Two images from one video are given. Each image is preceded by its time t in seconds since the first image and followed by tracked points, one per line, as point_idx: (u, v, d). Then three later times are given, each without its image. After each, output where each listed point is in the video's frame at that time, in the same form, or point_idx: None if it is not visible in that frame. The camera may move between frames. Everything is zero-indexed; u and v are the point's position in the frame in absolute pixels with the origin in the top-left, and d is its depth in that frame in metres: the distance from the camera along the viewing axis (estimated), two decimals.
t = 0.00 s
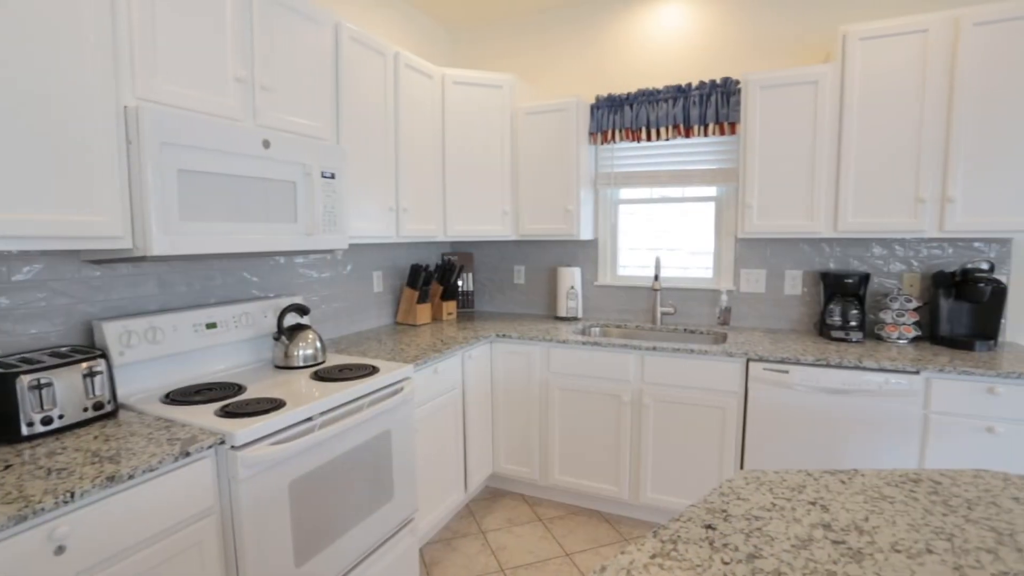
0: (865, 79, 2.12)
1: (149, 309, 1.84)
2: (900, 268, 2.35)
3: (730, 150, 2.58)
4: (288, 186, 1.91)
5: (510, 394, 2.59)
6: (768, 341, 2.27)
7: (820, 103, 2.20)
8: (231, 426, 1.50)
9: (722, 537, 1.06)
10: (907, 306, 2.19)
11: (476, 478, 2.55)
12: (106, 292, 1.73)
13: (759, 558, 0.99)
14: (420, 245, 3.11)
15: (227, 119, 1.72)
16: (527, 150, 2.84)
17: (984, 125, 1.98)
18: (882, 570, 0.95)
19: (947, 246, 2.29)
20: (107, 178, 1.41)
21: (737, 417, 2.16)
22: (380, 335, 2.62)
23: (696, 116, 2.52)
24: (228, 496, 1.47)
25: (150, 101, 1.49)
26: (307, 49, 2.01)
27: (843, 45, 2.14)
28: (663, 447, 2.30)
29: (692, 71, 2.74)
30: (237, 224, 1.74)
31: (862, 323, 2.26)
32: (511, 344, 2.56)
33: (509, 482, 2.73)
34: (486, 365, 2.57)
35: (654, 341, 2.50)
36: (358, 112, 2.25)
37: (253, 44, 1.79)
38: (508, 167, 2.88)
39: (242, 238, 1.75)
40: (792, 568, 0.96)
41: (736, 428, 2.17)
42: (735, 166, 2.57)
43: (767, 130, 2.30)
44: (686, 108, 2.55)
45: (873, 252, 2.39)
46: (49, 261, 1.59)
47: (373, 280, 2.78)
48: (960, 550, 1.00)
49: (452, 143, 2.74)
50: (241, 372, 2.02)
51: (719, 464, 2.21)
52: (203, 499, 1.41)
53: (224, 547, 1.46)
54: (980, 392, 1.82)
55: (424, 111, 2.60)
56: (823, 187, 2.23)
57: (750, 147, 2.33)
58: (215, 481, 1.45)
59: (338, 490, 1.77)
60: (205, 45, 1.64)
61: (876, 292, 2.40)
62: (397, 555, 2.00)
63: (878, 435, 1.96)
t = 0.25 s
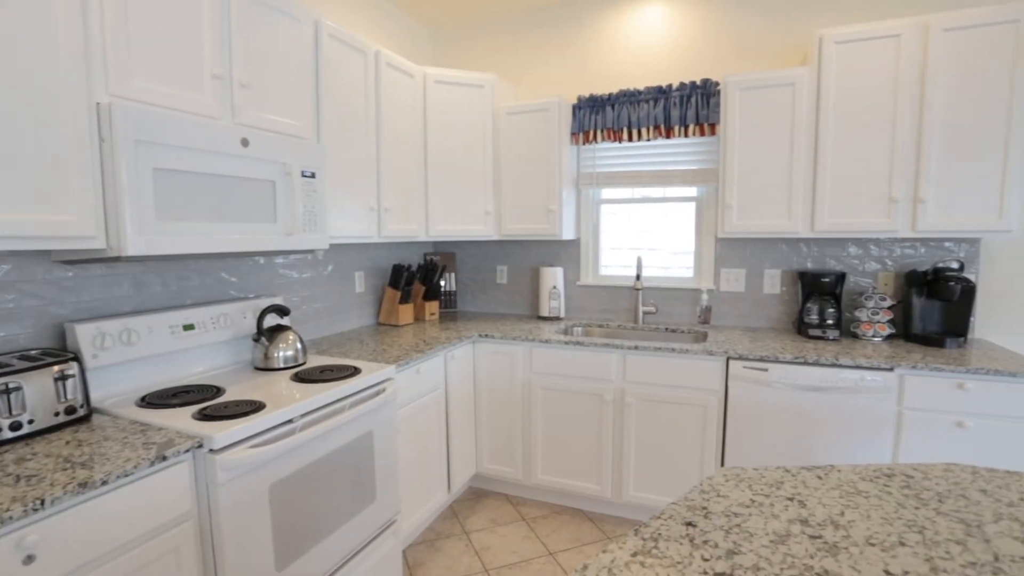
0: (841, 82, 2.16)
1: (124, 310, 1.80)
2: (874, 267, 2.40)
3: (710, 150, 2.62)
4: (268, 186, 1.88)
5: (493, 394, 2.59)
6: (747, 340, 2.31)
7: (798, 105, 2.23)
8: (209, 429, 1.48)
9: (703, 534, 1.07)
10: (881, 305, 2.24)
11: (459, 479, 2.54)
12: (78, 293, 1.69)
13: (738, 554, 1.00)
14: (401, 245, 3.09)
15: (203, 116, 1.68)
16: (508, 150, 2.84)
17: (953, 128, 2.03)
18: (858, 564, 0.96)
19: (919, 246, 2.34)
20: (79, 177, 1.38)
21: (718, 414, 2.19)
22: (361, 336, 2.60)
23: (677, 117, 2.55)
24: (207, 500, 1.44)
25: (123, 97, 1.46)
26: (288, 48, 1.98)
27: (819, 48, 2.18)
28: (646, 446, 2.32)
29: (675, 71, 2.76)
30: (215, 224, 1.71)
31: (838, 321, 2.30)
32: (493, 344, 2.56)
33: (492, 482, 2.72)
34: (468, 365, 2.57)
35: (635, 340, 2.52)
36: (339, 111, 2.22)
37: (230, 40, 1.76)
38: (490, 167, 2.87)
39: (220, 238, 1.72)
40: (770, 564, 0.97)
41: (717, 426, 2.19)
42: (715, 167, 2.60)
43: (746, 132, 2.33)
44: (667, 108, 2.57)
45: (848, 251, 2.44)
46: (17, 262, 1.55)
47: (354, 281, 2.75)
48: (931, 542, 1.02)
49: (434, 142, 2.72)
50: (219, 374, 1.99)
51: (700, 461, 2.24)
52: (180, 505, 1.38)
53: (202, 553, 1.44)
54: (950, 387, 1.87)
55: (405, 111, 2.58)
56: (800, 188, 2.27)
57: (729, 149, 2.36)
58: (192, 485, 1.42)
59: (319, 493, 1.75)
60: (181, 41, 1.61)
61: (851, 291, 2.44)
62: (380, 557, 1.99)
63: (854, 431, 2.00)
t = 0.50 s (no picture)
0: (818, 84, 2.19)
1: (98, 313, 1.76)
2: (851, 266, 2.45)
3: (691, 150, 2.64)
4: (247, 185, 1.85)
5: (477, 394, 2.59)
6: (727, 339, 2.33)
7: (776, 107, 2.26)
8: (186, 433, 1.45)
9: (683, 531, 1.08)
10: (857, 304, 2.28)
11: (442, 479, 2.53)
12: (50, 295, 1.64)
13: (717, 550, 1.01)
14: (383, 245, 3.07)
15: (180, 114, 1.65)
16: (491, 150, 2.84)
17: (925, 131, 2.08)
18: (834, 557, 0.98)
19: (893, 246, 2.40)
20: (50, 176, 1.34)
21: (699, 412, 2.21)
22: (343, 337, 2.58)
23: (658, 118, 2.57)
24: (185, 506, 1.41)
25: (96, 94, 1.43)
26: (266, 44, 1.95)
27: (798, 50, 2.21)
28: (628, 444, 2.34)
29: (656, 72, 2.78)
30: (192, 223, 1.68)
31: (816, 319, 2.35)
32: (477, 344, 2.56)
33: (476, 483, 2.72)
34: (452, 365, 2.56)
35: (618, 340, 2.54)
36: (319, 109, 2.20)
37: (207, 36, 1.72)
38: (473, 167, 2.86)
39: (197, 238, 1.69)
40: (749, 559, 0.98)
41: (698, 423, 2.22)
42: (696, 167, 2.63)
43: (726, 133, 2.36)
44: (648, 109, 2.59)
45: (825, 251, 2.48)
46: None
47: (336, 281, 2.73)
48: (904, 535, 1.05)
49: (416, 141, 2.71)
50: (198, 376, 1.95)
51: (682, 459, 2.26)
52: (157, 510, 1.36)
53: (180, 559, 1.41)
54: (923, 383, 1.92)
55: (387, 110, 2.57)
56: (779, 188, 2.30)
57: (710, 150, 2.39)
58: (170, 490, 1.39)
59: (300, 496, 1.72)
60: (156, 37, 1.58)
61: (828, 290, 2.49)
62: (363, 560, 1.97)
63: (831, 427, 2.04)
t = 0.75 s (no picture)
0: (797, 87, 2.23)
1: (71, 314, 1.72)
2: (828, 266, 2.50)
3: (672, 150, 2.66)
4: (226, 184, 1.82)
5: (460, 394, 2.58)
6: (709, 337, 2.36)
7: (756, 109, 2.30)
8: (163, 436, 1.42)
9: (664, 528, 1.09)
10: (835, 302, 2.32)
11: (426, 480, 2.52)
12: (20, 296, 1.60)
13: (698, 547, 1.02)
14: (365, 245, 3.04)
15: (156, 111, 1.61)
16: (474, 150, 2.83)
17: (899, 134, 2.12)
18: (811, 552, 1.00)
19: (869, 245, 2.45)
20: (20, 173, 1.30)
21: (681, 410, 2.23)
22: (324, 337, 2.55)
23: (639, 118, 2.59)
24: (161, 510, 1.39)
25: (68, 90, 1.39)
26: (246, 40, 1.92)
27: (776, 53, 2.25)
28: (611, 443, 2.35)
29: (638, 73, 2.80)
30: (169, 223, 1.65)
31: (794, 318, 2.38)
32: (460, 344, 2.55)
33: (460, 483, 2.71)
34: (435, 366, 2.55)
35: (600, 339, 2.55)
36: (299, 108, 2.17)
37: (184, 32, 1.69)
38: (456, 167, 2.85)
39: (174, 238, 1.66)
40: (729, 556, 0.99)
41: (680, 422, 2.24)
42: (677, 167, 2.65)
43: (706, 134, 2.38)
44: (630, 109, 2.61)
45: (803, 250, 2.52)
46: None
47: (317, 282, 2.70)
48: (879, 529, 1.07)
49: (398, 141, 2.69)
50: (175, 379, 1.92)
51: (664, 457, 2.28)
52: (133, 516, 1.33)
53: (157, 566, 1.38)
54: (897, 380, 1.96)
55: (369, 110, 2.55)
56: (758, 189, 2.34)
57: (690, 151, 2.41)
58: (146, 495, 1.36)
59: (280, 500, 1.70)
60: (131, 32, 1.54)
61: (806, 289, 2.53)
62: (346, 563, 1.95)
63: (809, 424, 2.07)
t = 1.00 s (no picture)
0: (776, 89, 2.26)
1: (43, 316, 1.67)
2: (807, 265, 2.54)
3: (653, 151, 2.68)
4: (204, 183, 1.79)
5: (444, 395, 2.57)
6: (691, 336, 2.38)
7: (736, 110, 2.32)
8: (139, 440, 1.39)
9: (646, 527, 1.10)
10: (813, 301, 2.36)
11: (409, 482, 2.50)
12: None
13: (679, 544, 1.03)
14: (347, 245, 3.01)
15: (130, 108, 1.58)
16: (457, 149, 2.82)
17: (875, 136, 2.17)
18: (789, 547, 1.01)
19: (846, 245, 2.49)
20: None
21: (663, 408, 2.25)
22: (306, 338, 2.52)
23: (622, 119, 2.60)
24: (137, 515, 1.36)
25: (39, 86, 1.35)
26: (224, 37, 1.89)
27: (756, 55, 2.27)
28: (595, 442, 2.36)
29: (620, 74, 2.81)
30: (145, 222, 1.61)
31: (774, 316, 2.42)
32: (443, 345, 2.54)
33: (444, 484, 2.70)
34: (418, 366, 2.54)
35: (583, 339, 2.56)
36: (279, 106, 2.14)
37: (160, 28, 1.66)
38: (439, 167, 2.84)
39: (150, 238, 1.62)
40: (710, 552, 1.00)
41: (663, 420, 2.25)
42: (659, 168, 2.67)
43: (687, 135, 2.40)
44: (612, 110, 2.62)
45: (782, 250, 2.56)
46: None
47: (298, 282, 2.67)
48: (855, 523, 1.09)
49: (380, 140, 2.67)
50: (152, 382, 1.88)
51: (647, 455, 2.30)
52: (108, 521, 1.30)
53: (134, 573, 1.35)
54: (874, 377, 2.00)
55: (351, 109, 2.53)
56: (738, 190, 2.36)
57: (672, 151, 2.43)
58: (121, 500, 1.33)
59: (261, 503, 1.68)
60: (105, 27, 1.51)
61: (785, 288, 2.57)
62: (328, 566, 1.93)
63: (789, 421, 2.10)
